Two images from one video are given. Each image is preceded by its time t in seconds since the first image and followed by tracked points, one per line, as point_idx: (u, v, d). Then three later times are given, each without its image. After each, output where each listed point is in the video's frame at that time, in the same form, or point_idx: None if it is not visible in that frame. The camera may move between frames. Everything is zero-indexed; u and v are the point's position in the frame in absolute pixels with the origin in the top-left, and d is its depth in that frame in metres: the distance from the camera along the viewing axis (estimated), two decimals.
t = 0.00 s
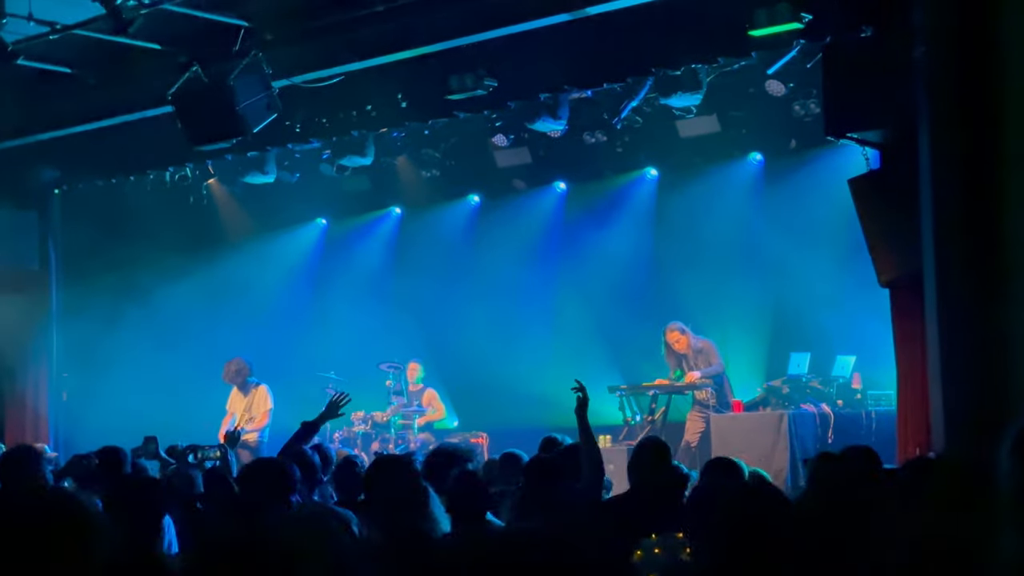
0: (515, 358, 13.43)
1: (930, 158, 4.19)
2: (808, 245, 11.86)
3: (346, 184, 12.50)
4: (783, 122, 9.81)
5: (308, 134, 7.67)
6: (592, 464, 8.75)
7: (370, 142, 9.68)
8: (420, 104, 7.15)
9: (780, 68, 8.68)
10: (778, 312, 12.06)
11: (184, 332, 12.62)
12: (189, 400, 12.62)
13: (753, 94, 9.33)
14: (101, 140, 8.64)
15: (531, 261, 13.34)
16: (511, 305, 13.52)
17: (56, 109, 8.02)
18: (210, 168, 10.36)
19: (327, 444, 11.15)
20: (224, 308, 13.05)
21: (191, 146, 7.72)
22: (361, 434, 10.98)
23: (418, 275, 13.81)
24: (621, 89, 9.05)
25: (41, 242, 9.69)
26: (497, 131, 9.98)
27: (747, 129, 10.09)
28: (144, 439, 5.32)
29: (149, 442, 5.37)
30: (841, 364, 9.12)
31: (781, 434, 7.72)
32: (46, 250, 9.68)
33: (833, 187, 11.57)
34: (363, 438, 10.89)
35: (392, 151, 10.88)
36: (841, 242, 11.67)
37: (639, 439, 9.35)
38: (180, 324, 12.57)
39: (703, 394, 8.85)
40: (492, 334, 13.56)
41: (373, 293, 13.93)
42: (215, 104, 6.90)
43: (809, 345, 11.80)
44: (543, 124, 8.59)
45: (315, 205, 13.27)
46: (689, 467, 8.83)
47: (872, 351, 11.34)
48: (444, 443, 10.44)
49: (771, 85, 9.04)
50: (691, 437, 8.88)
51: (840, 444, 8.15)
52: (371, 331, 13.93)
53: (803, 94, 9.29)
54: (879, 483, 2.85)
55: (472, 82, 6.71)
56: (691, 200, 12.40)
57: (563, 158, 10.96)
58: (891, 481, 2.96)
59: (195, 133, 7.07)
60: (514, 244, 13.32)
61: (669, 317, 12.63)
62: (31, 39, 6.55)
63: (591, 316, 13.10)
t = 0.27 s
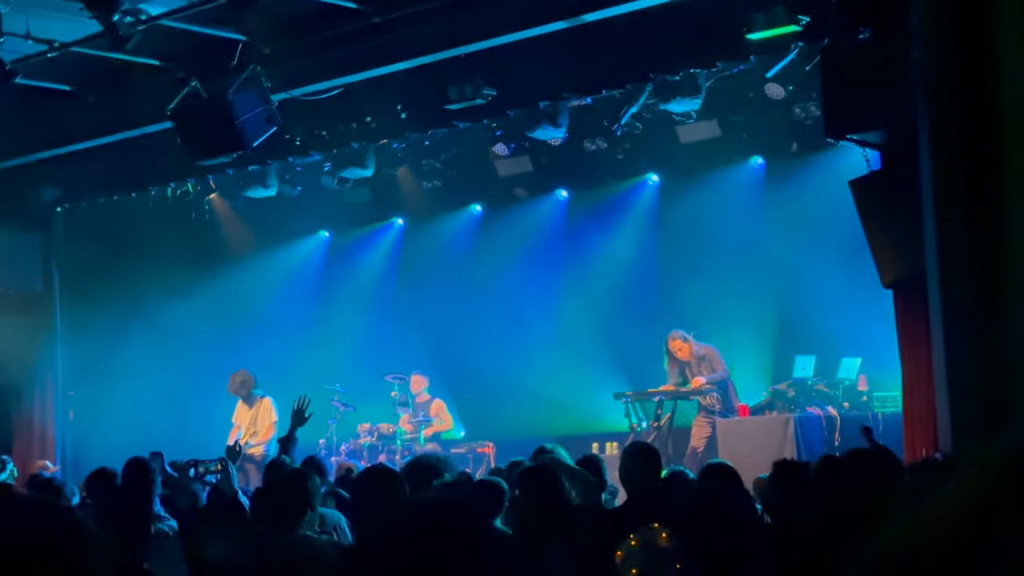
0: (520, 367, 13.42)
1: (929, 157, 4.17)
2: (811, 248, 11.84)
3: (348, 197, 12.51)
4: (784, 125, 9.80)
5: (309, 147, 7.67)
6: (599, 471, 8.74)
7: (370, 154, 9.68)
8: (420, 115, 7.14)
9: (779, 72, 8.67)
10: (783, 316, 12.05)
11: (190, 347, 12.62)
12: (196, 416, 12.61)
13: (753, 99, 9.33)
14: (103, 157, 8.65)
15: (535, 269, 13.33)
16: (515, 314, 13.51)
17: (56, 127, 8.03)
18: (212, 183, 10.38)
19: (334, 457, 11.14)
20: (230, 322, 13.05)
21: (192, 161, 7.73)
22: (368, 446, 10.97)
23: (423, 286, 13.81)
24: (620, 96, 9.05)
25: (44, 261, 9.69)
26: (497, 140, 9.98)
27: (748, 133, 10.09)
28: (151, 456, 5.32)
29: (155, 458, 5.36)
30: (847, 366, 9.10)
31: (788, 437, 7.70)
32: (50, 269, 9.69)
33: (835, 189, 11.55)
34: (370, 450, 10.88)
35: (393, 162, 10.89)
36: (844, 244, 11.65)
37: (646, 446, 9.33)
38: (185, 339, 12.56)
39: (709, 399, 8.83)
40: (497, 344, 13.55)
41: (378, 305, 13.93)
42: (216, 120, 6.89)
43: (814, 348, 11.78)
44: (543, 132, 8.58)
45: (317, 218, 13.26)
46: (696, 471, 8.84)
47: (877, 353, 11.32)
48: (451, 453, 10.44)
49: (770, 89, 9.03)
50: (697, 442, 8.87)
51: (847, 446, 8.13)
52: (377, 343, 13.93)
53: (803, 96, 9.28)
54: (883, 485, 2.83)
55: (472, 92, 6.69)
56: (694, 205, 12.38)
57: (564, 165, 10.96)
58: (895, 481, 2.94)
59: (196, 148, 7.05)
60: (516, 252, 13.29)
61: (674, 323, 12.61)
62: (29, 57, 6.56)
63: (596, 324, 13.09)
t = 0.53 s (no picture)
0: (523, 373, 13.40)
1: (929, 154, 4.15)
2: (811, 246, 11.82)
3: (347, 206, 12.50)
4: (783, 125, 9.78)
5: (307, 156, 7.66)
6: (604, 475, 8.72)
7: (368, 162, 9.66)
8: (417, 122, 7.13)
9: (776, 71, 8.65)
10: (785, 315, 12.02)
11: (194, 361, 12.58)
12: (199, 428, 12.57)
13: (751, 99, 9.31)
14: (101, 171, 8.64)
15: (536, 274, 13.32)
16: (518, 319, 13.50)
17: (54, 142, 8.02)
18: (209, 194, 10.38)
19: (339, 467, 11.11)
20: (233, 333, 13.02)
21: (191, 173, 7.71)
22: (372, 455, 10.95)
23: (425, 293, 13.82)
24: (617, 100, 9.04)
25: (45, 276, 9.68)
26: (495, 146, 9.96)
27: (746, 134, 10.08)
28: (155, 470, 5.31)
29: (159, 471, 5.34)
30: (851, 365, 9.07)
31: (793, 437, 7.68)
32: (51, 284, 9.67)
33: (834, 187, 11.53)
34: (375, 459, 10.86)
35: (391, 170, 10.87)
36: (844, 242, 11.61)
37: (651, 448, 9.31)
38: (189, 352, 12.52)
39: (712, 401, 8.81)
40: (501, 349, 13.55)
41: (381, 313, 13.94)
42: (213, 131, 6.87)
43: (817, 347, 11.76)
44: (541, 136, 8.56)
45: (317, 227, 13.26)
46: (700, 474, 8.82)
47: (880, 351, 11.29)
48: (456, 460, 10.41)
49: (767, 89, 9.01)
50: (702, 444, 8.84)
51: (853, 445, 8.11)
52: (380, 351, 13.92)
53: (801, 96, 9.26)
54: (888, 483, 2.82)
55: (469, 98, 6.73)
56: (694, 207, 12.37)
57: (563, 170, 10.94)
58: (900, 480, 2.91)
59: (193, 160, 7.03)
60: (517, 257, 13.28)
61: (676, 325, 12.59)
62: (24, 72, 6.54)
63: (599, 327, 13.06)
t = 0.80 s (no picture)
0: (526, 382, 13.39)
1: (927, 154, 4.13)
2: (814, 249, 11.80)
3: (346, 219, 12.48)
4: (780, 129, 9.77)
5: (305, 169, 7.66)
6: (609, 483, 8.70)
7: (366, 175, 9.65)
8: (413, 132, 7.12)
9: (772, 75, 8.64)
10: (787, 319, 12.00)
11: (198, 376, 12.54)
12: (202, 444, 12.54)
13: (748, 103, 9.30)
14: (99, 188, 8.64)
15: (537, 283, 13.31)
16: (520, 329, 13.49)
17: (52, 161, 8.03)
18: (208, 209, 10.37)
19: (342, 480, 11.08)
20: (237, 349, 13.00)
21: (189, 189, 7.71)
22: (375, 468, 10.93)
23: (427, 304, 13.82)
24: (614, 107, 9.03)
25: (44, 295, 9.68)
26: (492, 155, 9.96)
27: (744, 139, 10.08)
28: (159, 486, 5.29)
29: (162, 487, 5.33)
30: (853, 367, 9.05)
31: (797, 440, 7.66)
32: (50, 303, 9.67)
33: (834, 190, 11.51)
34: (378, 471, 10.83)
35: (389, 181, 10.86)
36: (845, 244, 11.60)
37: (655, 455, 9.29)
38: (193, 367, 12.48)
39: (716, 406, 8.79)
40: (504, 359, 13.54)
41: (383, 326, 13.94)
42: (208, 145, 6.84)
43: (820, 350, 11.73)
44: (538, 145, 8.56)
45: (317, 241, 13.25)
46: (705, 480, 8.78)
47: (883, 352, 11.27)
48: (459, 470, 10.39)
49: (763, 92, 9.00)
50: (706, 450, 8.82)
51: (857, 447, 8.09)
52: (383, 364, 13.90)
53: (797, 99, 9.25)
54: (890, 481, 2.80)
55: (465, 106, 6.71)
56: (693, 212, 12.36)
57: (561, 179, 10.93)
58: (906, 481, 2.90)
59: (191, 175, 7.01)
60: (519, 266, 13.28)
61: (679, 330, 12.57)
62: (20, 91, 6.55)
63: (601, 334, 13.05)
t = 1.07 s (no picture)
0: (527, 389, 13.38)
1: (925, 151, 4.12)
2: (815, 252, 11.80)
3: (346, 229, 12.49)
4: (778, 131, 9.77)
5: (302, 179, 7.65)
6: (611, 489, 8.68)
7: (363, 184, 9.64)
8: (411, 140, 7.11)
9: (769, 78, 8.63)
10: (787, 322, 11.98)
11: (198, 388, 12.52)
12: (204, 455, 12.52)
13: (746, 107, 9.29)
14: (96, 201, 8.63)
15: (537, 290, 13.32)
16: (521, 336, 13.49)
17: (48, 174, 8.02)
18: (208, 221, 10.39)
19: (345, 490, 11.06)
20: (239, 360, 12.98)
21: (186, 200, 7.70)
22: (378, 477, 10.91)
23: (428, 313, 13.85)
24: (611, 112, 9.02)
25: (43, 309, 9.66)
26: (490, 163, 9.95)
27: (741, 143, 10.10)
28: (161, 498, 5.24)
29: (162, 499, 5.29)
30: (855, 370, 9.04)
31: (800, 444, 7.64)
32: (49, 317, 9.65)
33: (832, 192, 11.52)
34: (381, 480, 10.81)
35: (387, 190, 10.85)
36: (844, 246, 11.61)
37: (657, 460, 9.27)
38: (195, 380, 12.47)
39: (717, 410, 8.77)
40: (505, 366, 13.53)
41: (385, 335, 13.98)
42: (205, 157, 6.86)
43: (821, 353, 11.72)
44: (536, 151, 8.55)
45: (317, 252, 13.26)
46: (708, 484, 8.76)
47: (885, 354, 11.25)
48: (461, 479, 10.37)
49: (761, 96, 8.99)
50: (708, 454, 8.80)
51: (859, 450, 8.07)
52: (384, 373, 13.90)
53: (795, 102, 9.23)
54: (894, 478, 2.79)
55: (462, 115, 6.74)
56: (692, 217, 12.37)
57: (559, 185, 10.92)
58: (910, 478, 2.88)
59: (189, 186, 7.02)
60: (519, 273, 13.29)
61: (679, 335, 12.56)
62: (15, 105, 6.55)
63: (601, 340, 13.05)
